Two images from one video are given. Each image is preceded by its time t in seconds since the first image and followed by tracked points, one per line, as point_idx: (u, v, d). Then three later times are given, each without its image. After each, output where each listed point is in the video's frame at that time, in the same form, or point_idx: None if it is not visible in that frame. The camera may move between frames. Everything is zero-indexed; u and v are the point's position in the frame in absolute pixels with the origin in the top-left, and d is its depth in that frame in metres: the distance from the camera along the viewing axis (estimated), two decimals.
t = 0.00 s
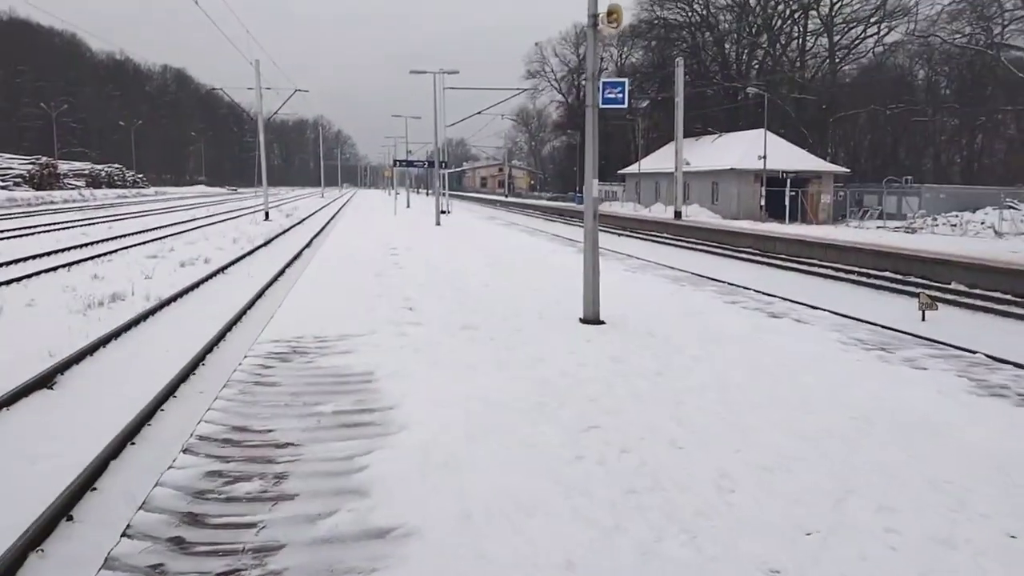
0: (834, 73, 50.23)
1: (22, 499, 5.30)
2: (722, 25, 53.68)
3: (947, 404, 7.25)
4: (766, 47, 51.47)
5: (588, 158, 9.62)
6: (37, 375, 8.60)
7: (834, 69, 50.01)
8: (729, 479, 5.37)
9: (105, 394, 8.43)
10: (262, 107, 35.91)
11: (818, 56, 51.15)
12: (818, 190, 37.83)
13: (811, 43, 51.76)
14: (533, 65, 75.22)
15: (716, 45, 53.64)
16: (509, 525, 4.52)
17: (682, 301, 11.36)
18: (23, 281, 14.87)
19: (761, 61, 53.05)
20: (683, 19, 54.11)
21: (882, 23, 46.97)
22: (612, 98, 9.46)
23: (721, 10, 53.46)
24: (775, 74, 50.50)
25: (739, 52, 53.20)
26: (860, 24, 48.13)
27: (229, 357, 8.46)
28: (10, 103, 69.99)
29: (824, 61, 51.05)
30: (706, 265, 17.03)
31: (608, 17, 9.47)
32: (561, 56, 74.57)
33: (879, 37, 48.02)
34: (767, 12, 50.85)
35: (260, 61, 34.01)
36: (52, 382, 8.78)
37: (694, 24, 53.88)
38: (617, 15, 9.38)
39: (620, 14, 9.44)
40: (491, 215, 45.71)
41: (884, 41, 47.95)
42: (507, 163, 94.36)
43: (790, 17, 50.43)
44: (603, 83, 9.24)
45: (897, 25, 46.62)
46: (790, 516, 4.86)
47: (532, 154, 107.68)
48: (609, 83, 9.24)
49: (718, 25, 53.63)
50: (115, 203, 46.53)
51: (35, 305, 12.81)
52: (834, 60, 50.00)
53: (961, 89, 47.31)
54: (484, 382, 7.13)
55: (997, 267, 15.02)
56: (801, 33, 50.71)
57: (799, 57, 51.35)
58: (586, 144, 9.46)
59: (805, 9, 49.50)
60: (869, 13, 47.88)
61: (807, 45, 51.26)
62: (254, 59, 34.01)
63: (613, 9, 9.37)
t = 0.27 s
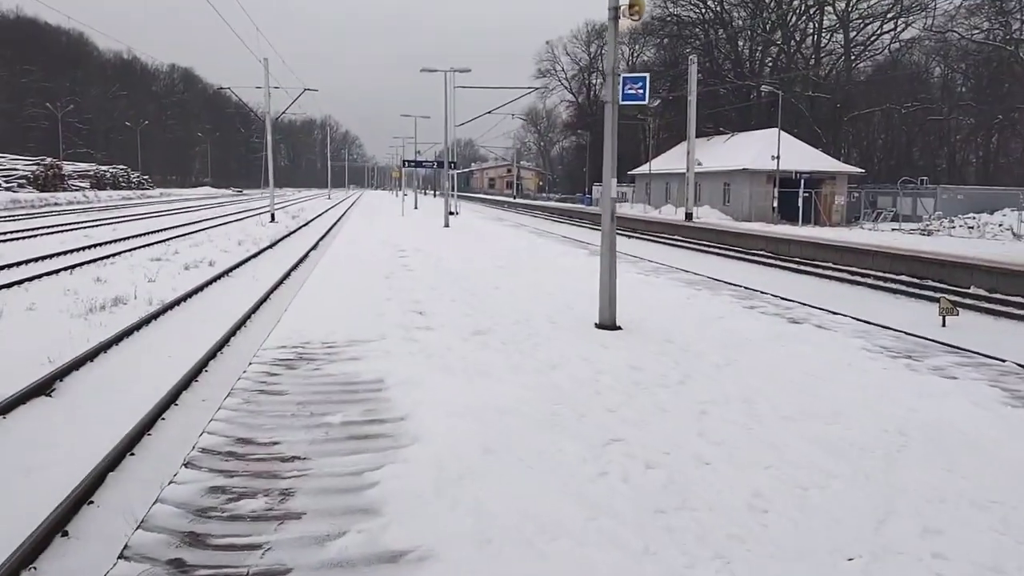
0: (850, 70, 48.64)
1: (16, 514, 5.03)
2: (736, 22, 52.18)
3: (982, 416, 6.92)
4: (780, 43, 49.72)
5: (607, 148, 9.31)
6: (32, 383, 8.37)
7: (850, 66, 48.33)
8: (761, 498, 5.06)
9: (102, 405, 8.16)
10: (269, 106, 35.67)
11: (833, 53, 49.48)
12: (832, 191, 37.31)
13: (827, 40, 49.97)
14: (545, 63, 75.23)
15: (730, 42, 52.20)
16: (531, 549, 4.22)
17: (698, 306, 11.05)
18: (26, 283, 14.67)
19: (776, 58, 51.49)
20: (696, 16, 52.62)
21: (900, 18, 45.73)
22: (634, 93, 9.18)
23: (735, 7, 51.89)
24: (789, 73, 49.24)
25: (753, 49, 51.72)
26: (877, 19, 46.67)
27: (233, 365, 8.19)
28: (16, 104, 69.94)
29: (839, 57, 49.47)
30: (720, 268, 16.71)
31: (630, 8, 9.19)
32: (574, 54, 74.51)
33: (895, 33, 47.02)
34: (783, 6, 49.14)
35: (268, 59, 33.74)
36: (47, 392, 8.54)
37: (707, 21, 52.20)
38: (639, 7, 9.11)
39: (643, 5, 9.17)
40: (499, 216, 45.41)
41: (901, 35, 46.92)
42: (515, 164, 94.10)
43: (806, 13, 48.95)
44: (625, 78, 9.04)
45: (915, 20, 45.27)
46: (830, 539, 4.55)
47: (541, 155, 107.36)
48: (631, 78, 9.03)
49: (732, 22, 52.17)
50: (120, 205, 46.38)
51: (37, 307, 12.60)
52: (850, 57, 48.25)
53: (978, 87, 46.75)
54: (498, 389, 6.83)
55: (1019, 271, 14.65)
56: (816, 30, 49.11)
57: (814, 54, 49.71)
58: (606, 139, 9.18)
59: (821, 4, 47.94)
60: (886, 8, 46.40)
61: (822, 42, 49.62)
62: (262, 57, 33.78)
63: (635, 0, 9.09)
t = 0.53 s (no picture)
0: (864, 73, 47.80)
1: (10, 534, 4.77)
2: (749, 24, 51.97)
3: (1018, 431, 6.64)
4: (794, 44, 49.41)
5: (630, 141, 9.26)
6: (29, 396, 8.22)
7: (864, 68, 47.84)
8: (795, 520, 4.78)
9: (100, 418, 7.93)
10: (275, 109, 35.50)
11: (847, 55, 49.19)
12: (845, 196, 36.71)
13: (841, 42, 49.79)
14: (555, 65, 75.07)
15: (743, 43, 51.90)
16: None
17: (714, 313, 10.78)
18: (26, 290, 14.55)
19: (788, 60, 51.26)
20: (709, 17, 52.49)
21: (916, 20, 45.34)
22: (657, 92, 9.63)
23: (748, 8, 51.70)
24: (803, 75, 49.01)
25: (765, 51, 51.52)
26: (893, 21, 46.32)
27: (237, 376, 7.95)
28: (21, 106, 69.94)
29: (853, 60, 49.13)
30: (731, 274, 16.45)
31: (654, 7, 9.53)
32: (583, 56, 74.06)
33: (911, 35, 46.69)
34: (797, 7, 49.08)
35: (275, 62, 33.58)
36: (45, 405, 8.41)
37: (720, 22, 52.08)
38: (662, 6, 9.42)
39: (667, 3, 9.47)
40: (505, 221, 45.18)
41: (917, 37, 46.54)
42: (522, 168, 94.01)
43: (821, 14, 48.77)
44: (647, 78, 9.52)
45: (932, 21, 44.55)
46: (872, 566, 4.27)
47: (548, 158, 107.21)
48: (653, 79, 9.50)
49: (746, 23, 51.99)
50: (122, 210, 46.21)
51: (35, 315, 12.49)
52: (864, 58, 47.91)
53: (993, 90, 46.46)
54: (513, 402, 6.57)
55: None
56: (831, 31, 48.96)
57: (827, 56, 49.43)
58: (629, 137, 9.27)
59: (837, 5, 47.71)
60: (903, 10, 45.87)
61: (836, 44, 49.41)
62: (269, 59, 33.59)
63: None
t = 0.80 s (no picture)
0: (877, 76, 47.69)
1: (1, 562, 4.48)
2: (761, 25, 51.43)
3: None
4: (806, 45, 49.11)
5: (649, 141, 8.90)
6: (20, 416, 8.20)
7: (876, 70, 47.41)
8: (840, 549, 4.43)
9: (100, 438, 7.67)
10: (283, 113, 35.32)
11: (859, 57, 48.95)
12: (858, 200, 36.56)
13: (854, 44, 49.62)
14: (564, 68, 74.77)
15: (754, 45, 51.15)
16: None
17: (734, 322, 10.45)
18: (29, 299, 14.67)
19: (800, 61, 50.94)
20: (720, 20, 51.44)
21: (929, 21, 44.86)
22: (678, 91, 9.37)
23: (760, 10, 51.27)
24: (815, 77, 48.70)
25: (777, 53, 51.21)
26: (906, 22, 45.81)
27: (242, 391, 7.66)
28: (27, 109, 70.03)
29: (865, 62, 48.88)
30: (747, 281, 16.11)
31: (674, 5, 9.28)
32: (593, 58, 73.59)
33: (924, 36, 46.23)
34: (810, 9, 48.87)
35: (282, 65, 33.39)
36: (39, 424, 8.41)
37: (731, 24, 51.12)
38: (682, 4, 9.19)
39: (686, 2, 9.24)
40: (514, 226, 44.95)
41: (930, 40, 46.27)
42: (530, 172, 93.87)
43: (833, 15, 48.46)
44: (667, 79, 9.28)
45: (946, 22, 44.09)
46: None
47: (556, 163, 107.02)
48: (672, 79, 9.26)
49: (757, 24, 51.36)
50: (126, 215, 46.08)
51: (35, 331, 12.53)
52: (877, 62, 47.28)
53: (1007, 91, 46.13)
54: (532, 417, 6.25)
55: None
56: (843, 32, 48.66)
57: (839, 58, 49.25)
58: (647, 137, 8.91)
59: (849, 6, 47.40)
60: (915, 11, 45.42)
61: (848, 46, 49.20)
62: (276, 61, 33.38)
63: None
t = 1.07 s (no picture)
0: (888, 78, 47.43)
1: None
2: (770, 27, 51.16)
3: None
4: (816, 47, 48.91)
5: (665, 142, 8.60)
6: (18, 428, 8.04)
7: (887, 72, 47.07)
8: None
9: (98, 455, 7.44)
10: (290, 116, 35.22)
11: (870, 59, 48.60)
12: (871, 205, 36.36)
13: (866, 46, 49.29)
14: (573, 71, 74.61)
15: (764, 47, 50.85)
16: None
17: (752, 331, 10.14)
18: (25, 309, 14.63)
19: (811, 63, 50.62)
20: (729, 21, 51.20)
21: (940, 22, 44.60)
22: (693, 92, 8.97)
23: (769, 11, 51.04)
24: (826, 79, 48.50)
25: (787, 55, 51.00)
26: (917, 24, 45.53)
27: (245, 403, 7.40)
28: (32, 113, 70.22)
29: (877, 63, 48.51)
30: (763, 287, 15.79)
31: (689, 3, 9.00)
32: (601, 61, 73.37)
33: (935, 38, 45.92)
34: (820, 10, 48.62)
35: (289, 68, 33.30)
36: (36, 436, 8.25)
37: (741, 25, 50.81)
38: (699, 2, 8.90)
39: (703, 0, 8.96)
40: (522, 231, 44.74)
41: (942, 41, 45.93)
42: (539, 177, 93.80)
43: (843, 17, 48.25)
44: (682, 78, 8.90)
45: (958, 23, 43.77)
46: None
47: (566, 168, 107.03)
48: (688, 78, 8.88)
49: (767, 26, 51.10)
50: (133, 221, 46.08)
51: (36, 343, 12.39)
52: (888, 63, 47.02)
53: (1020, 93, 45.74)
54: (547, 432, 5.93)
55: None
56: (854, 34, 48.44)
57: (851, 61, 49.05)
58: (663, 138, 8.60)
59: (860, 8, 47.22)
60: (927, 12, 45.10)
61: (859, 48, 48.90)
62: (283, 65, 33.27)
63: None
